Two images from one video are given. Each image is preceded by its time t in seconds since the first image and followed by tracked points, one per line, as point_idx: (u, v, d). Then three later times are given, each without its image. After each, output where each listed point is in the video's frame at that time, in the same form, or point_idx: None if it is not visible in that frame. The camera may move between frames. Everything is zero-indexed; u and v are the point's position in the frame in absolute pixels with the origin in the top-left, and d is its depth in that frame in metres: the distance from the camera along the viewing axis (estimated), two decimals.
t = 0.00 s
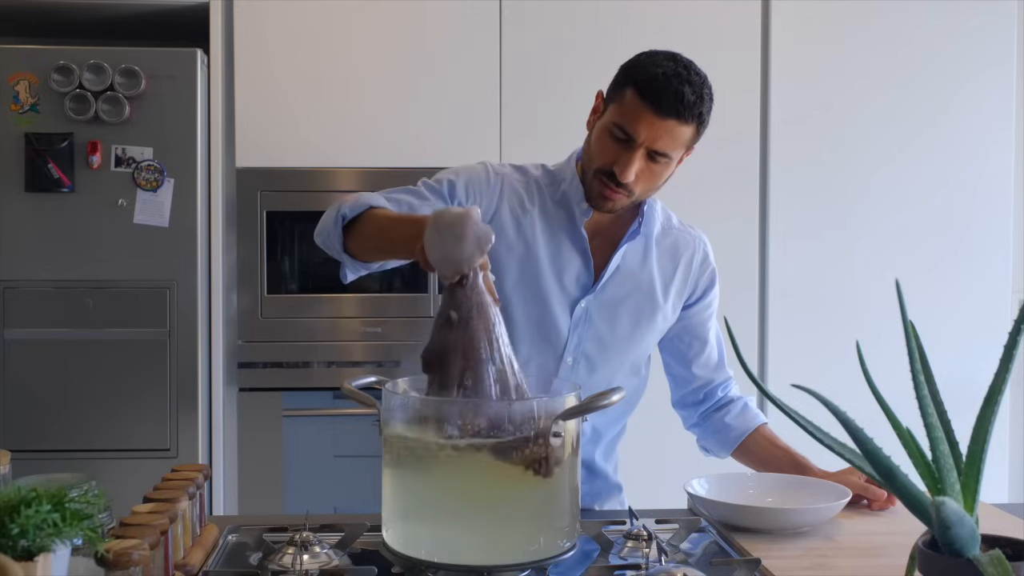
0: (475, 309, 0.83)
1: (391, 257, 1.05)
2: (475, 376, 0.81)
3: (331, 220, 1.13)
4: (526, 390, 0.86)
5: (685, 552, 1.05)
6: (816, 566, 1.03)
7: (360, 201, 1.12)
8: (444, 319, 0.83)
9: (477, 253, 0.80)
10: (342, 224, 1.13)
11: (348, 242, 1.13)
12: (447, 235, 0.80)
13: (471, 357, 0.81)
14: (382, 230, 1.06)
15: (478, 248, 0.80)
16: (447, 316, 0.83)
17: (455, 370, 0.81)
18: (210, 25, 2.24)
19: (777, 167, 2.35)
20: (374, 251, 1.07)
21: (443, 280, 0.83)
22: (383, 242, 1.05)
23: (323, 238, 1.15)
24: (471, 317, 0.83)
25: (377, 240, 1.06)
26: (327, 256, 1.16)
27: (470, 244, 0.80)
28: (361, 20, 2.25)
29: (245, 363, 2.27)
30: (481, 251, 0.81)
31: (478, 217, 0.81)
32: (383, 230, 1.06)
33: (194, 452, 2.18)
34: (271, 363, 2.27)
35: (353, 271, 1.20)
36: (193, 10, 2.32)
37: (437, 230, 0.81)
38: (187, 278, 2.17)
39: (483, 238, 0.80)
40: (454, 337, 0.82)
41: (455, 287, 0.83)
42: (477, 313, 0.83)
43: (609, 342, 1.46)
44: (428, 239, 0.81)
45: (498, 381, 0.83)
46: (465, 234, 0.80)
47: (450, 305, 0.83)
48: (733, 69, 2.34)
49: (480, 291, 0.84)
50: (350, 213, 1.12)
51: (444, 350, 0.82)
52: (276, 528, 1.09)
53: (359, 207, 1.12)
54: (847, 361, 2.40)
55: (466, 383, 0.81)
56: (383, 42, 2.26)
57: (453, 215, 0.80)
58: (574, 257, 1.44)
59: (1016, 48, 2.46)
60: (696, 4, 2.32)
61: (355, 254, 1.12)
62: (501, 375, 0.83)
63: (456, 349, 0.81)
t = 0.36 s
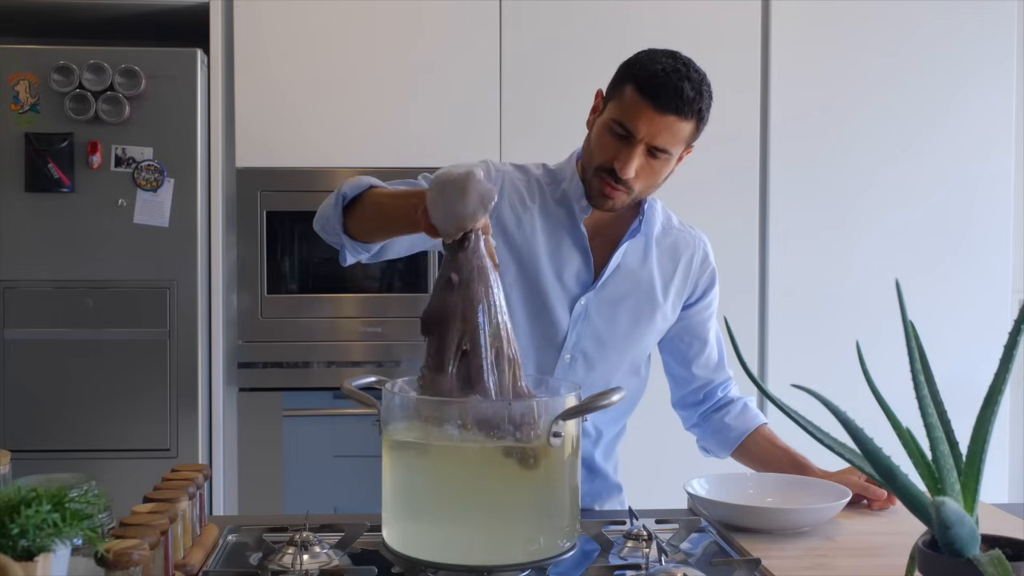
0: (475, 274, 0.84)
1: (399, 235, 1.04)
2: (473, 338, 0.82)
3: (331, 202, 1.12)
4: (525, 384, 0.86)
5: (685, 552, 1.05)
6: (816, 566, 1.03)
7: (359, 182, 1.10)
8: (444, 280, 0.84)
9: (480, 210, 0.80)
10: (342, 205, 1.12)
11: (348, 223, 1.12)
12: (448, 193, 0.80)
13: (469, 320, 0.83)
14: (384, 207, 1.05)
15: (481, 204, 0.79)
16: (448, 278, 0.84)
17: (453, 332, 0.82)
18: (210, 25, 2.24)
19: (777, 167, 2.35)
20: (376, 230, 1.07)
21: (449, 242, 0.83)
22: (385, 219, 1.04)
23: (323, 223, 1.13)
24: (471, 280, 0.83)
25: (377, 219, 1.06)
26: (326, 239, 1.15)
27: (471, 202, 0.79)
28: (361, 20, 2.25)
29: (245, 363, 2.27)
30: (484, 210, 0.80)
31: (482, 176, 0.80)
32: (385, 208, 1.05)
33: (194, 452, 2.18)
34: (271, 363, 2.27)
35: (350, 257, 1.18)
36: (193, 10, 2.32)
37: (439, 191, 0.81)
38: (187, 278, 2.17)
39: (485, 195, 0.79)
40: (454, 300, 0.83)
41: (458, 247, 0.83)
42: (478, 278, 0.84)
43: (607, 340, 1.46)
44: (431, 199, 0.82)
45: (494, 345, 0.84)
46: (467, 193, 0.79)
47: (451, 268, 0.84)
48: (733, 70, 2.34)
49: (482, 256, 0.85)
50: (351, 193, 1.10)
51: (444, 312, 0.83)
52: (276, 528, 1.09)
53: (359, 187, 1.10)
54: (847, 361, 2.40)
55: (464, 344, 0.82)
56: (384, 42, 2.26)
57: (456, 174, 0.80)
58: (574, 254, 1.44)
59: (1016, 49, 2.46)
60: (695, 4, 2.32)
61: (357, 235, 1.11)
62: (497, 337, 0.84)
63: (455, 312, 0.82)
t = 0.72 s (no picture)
0: (468, 238, 0.82)
1: (397, 219, 1.05)
2: (467, 305, 0.82)
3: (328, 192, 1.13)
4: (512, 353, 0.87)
5: (685, 552, 1.05)
6: (815, 566, 1.03)
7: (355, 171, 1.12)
8: (436, 245, 0.82)
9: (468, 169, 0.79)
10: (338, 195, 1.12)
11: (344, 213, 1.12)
12: (437, 157, 0.80)
13: (463, 285, 0.81)
14: (378, 190, 1.04)
15: (470, 162, 0.79)
16: (440, 242, 0.82)
17: (446, 297, 0.81)
18: (210, 25, 2.24)
19: (777, 167, 2.35)
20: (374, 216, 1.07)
21: (438, 205, 0.82)
22: (381, 203, 1.04)
23: (319, 215, 1.14)
24: (465, 244, 0.82)
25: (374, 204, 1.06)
26: (323, 232, 1.16)
27: (459, 160, 0.79)
28: (360, 20, 2.25)
29: (245, 363, 2.27)
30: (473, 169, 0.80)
31: (469, 138, 0.81)
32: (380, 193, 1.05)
33: (194, 452, 2.18)
34: (271, 363, 2.27)
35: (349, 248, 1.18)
36: (193, 11, 2.32)
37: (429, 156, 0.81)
38: (187, 278, 2.17)
39: (473, 153, 0.79)
40: (447, 265, 0.81)
41: (450, 210, 0.82)
42: (470, 243, 0.82)
43: (607, 339, 1.45)
44: (421, 166, 0.81)
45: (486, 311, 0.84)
46: (455, 154, 0.79)
47: (443, 232, 0.82)
48: (733, 70, 2.34)
49: (474, 220, 0.83)
50: (346, 182, 1.11)
51: (437, 276, 0.81)
52: (276, 528, 1.08)
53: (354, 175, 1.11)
54: (847, 361, 2.40)
55: (458, 309, 0.82)
56: (384, 42, 2.26)
57: (442, 140, 0.81)
58: (573, 253, 1.44)
59: (1016, 49, 2.46)
60: (695, 3, 2.32)
61: (352, 221, 1.11)
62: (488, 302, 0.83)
63: (449, 277, 0.81)
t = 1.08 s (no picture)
0: (466, 200, 0.82)
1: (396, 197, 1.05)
2: (465, 268, 0.81)
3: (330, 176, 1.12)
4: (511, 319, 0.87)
5: (685, 552, 1.05)
6: (816, 566, 1.03)
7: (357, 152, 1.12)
8: (434, 207, 0.81)
9: (466, 127, 0.78)
10: (339, 178, 1.12)
11: (343, 195, 1.12)
12: (435, 119, 0.79)
13: (460, 248, 0.81)
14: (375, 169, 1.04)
15: (467, 121, 0.78)
16: (438, 205, 0.81)
17: (443, 259, 0.81)
18: (210, 25, 2.24)
19: (777, 167, 2.35)
20: (374, 196, 1.07)
21: (438, 165, 0.81)
22: (378, 180, 1.04)
23: (320, 201, 1.14)
24: (462, 207, 0.81)
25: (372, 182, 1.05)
26: (324, 218, 1.16)
27: (457, 119, 0.78)
28: (360, 20, 2.25)
29: (245, 363, 2.27)
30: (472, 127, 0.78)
31: (466, 98, 0.79)
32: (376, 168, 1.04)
33: (194, 452, 2.18)
34: (271, 363, 2.27)
35: (349, 232, 1.17)
36: (193, 10, 2.32)
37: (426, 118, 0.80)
38: (187, 278, 2.17)
39: (471, 111, 0.78)
40: (444, 227, 0.81)
41: (448, 171, 0.81)
42: (468, 206, 0.82)
43: (606, 338, 1.45)
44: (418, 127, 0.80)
45: (483, 276, 0.83)
46: (452, 113, 0.78)
47: (441, 194, 0.81)
48: (733, 70, 2.34)
49: (472, 183, 0.82)
50: (346, 164, 1.11)
51: (434, 239, 0.81)
52: (276, 528, 1.09)
53: (354, 157, 1.11)
54: (847, 361, 2.40)
55: (456, 272, 0.81)
56: (383, 42, 2.26)
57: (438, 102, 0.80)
58: (574, 251, 1.45)
59: (1015, 48, 2.46)
60: (695, 3, 2.32)
61: (352, 202, 1.11)
62: (486, 267, 0.83)
63: (446, 240, 0.81)
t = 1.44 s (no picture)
0: (472, 196, 0.82)
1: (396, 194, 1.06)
2: (471, 264, 0.81)
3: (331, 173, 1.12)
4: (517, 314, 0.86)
5: (685, 552, 1.05)
6: (816, 566, 1.03)
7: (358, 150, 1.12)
8: (440, 204, 0.81)
9: (470, 123, 0.79)
10: (341, 176, 1.12)
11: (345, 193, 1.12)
12: (440, 115, 0.80)
13: (467, 244, 0.81)
14: (375, 168, 1.04)
15: (471, 116, 0.79)
16: (444, 201, 0.81)
17: (449, 256, 0.81)
18: (210, 25, 2.24)
19: (777, 167, 2.35)
20: (375, 193, 1.07)
21: (443, 161, 0.81)
22: (379, 178, 1.04)
23: (322, 199, 1.14)
24: (469, 203, 0.81)
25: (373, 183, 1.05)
26: (326, 217, 1.16)
27: (462, 114, 0.79)
28: (360, 20, 2.25)
29: (245, 363, 2.27)
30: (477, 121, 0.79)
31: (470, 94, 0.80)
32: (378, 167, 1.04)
33: (194, 452, 2.18)
34: (271, 363, 2.27)
35: (350, 230, 1.17)
36: (193, 10, 2.32)
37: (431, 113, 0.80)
38: (187, 278, 2.17)
39: (475, 107, 0.79)
40: (450, 223, 0.81)
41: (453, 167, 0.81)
42: (474, 202, 0.82)
43: (606, 339, 1.45)
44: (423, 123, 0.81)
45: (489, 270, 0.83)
46: (456, 109, 0.79)
47: (446, 191, 0.81)
48: (733, 70, 2.34)
49: (477, 179, 0.82)
50: (348, 162, 1.11)
51: (440, 235, 0.81)
52: (276, 528, 1.09)
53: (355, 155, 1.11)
54: (847, 361, 2.40)
55: (462, 269, 0.81)
56: (383, 42, 2.26)
57: (443, 98, 0.80)
58: (573, 252, 1.45)
59: (1015, 48, 2.46)
60: (694, 3, 2.32)
61: (355, 199, 1.11)
62: (492, 263, 0.83)
63: (452, 236, 0.81)
